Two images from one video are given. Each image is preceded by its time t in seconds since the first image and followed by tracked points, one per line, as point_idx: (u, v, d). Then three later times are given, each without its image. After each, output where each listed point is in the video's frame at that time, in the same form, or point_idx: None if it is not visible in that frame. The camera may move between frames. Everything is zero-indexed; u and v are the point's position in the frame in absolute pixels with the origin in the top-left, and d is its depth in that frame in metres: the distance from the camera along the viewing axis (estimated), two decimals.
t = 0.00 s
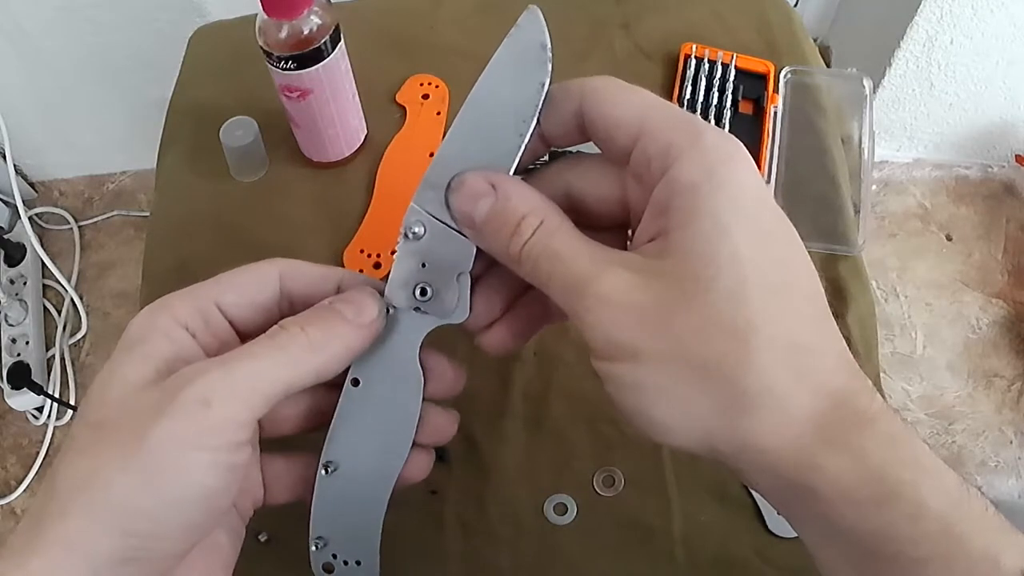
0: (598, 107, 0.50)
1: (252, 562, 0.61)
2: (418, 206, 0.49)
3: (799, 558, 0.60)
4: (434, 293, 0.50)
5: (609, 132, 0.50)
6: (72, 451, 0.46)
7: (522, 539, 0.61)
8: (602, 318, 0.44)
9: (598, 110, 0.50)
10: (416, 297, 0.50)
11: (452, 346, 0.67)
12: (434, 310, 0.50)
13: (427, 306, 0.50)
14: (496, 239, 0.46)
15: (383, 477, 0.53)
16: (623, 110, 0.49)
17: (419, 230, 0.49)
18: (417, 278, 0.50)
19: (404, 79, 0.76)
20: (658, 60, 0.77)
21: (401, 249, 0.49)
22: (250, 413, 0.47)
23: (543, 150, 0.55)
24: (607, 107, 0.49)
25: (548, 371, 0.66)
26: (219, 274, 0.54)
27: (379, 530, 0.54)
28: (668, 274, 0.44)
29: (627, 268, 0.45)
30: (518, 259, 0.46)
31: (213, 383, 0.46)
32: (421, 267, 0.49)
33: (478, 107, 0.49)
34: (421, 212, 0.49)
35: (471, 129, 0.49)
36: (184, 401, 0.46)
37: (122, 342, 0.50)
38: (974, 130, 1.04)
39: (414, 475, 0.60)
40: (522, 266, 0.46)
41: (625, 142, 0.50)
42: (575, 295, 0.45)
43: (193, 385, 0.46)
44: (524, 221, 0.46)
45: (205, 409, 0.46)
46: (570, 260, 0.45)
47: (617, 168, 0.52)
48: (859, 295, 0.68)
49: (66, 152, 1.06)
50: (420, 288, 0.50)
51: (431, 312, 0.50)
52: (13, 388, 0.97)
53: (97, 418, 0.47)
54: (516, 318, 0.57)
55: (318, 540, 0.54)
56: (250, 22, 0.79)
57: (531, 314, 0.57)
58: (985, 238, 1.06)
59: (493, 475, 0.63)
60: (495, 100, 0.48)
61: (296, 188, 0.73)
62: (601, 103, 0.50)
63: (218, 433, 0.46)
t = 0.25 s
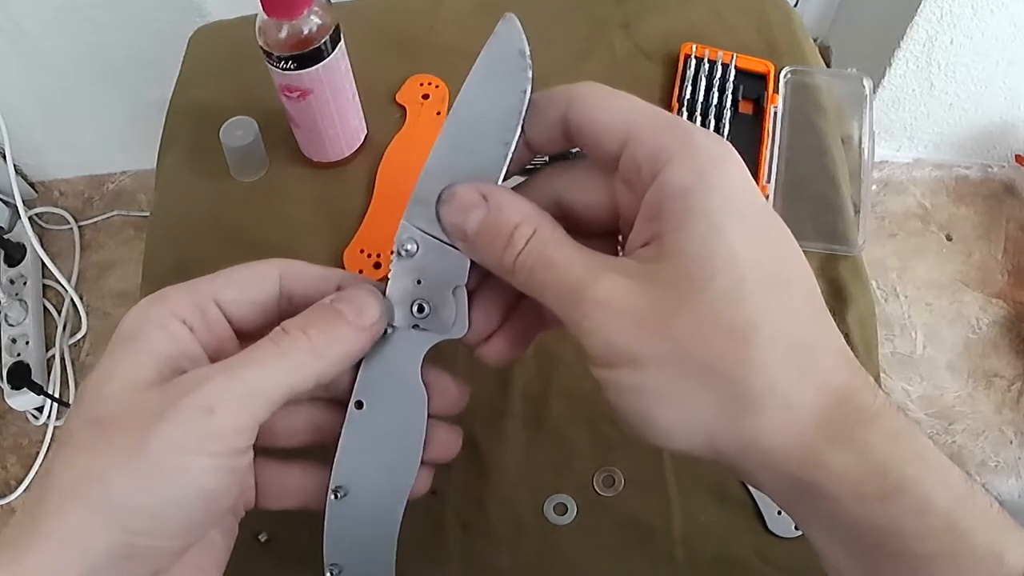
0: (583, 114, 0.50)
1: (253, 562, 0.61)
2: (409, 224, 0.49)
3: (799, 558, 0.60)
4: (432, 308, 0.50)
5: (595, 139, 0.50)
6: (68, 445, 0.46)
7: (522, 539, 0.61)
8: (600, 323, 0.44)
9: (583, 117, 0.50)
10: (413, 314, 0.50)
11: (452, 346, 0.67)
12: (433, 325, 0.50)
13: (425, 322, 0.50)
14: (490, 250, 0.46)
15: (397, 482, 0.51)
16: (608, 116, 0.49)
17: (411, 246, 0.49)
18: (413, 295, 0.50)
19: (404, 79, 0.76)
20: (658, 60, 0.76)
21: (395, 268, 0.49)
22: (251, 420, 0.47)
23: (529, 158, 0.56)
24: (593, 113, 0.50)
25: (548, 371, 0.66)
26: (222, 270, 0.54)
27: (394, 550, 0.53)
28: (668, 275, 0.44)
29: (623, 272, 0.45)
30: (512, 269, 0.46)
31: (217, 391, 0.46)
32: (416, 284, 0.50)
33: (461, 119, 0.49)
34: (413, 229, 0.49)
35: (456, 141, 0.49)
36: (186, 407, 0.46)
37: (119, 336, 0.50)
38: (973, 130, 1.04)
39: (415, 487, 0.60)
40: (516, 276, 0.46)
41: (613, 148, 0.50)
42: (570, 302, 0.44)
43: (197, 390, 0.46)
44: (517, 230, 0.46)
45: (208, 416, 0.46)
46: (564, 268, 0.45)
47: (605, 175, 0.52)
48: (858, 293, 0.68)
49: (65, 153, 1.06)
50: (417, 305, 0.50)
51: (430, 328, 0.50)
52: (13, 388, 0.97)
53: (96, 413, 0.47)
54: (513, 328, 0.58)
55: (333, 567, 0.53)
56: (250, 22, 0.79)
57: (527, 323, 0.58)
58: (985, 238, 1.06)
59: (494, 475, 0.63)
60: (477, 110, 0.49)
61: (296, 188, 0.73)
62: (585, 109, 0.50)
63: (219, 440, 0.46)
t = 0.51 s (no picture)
0: (563, 133, 0.51)
1: (252, 562, 0.61)
2: (399, 255, 0.49)
3: (799, 557, 0.60)
4: (429, 337, 0.49)
5: (577, 155, 0.51)
6: (63, 438, 0.46)
7: (522, 539, 0.61)
8: (596, 333, 0.44)
9: (563, 135, 0.51)
10: (410, 343, 0.49)
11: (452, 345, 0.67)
12: (432, 353, 0.49)
13: (424, 350, 0.49)
14: (480, 271, 0.47)
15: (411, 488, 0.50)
16: (588, 132, 0.51)
17: (403, 277, 0.49)
18: (409, 324, 0.49)
19: (404, 79, 0.76)
20: (658, 59, 0.76)
21: (389, 299, 0.50)
22: (249, 436, 0.47)
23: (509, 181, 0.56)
24: (572, 132, 0.51)
25: (548, 371, 0.66)
26: (231, 274, 0.54)
27: None
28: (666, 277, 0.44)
29: (618, 282, 0.45)
30: (504, 288, 0.47)
31: (217, 410, 0.46)
32: (411, 313, 0.49)
33: (440, 144, 0.50)
34: (405, 259, 0.49)
35: (437, 163, 0.50)
36: (187, 423, 0.46)
37: (122, 331, 0.50)
38: (973, 130, 1.04)
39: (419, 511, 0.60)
40: (508, 295, 0.47)
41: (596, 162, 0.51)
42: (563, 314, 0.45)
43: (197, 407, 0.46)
44: (506, 250, 0.46)
45: (207, 434, 0.46)
46: (555, 284, 0.45)
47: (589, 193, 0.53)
48: (858, 292, 0.68)
49: (65, 152, 1.06)
50: (414, 333, 0.49)
51: (429, 355, 0.49)
52: (13, 388, 0.97)
53: (94, 408, 0.47)
54: (512, 350, 0.57)
55: None
56: (250, 22, 0.79)
57: (525, 346, 0.57)
58: (985, 238, 1.06)
59: (493, 475, 0.63)
60: (454, 133, 0.50)
61: (296, 188, 0.73)
62: (565, 127, 0.51)
63: (216, 456, 0.47)
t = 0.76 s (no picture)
0: (553, 141, 0.51)
1: (252, 561, 0.61)
2: (393, 270, 0.50)
3: (798, 558, 0.60)
4: (427, 348, 0.50)
5: (568, 164, 0.51)
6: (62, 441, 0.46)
7: (521, 540, 0.61)
8: (592, 341, 0.44)
9: (553, 144, 0.51)
10: (409, 356, 0.50)
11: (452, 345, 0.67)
12: (431, 365, 0.50)
13: (423, 363, 0.50)
14: (476, 282, 0.47)
15: (421, 494, 0.50)
16: (577, 140, 0.50)
17: (398, 290, 0.49)
18: (407, 338, 0.50)
19: (403, 79, 0.76)
20: (658, 59, 0.76)
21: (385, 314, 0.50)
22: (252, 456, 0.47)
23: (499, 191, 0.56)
24: (563, 141, 0.51)
25: (548, 371, 0.66)
26: (236, 276, 0.54)
27: None
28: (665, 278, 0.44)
29: (613, 290, 0.45)
30: (500, 298, 0.47)
31: (219, 436, 0.46)
32: (409, 327, 0.50)
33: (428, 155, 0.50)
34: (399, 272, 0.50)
35: (426, 174, 0.50)
36: (191, 446, 0.46)
37: (123, 327, 0.50)
38: (973, 130, 1.04)
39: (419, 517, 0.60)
40: (504, 305, 0.47)
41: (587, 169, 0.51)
42: (558, 321, 0.45)
43: (202, 432, 0.46)
44: (501, 260, 0.47)
45: (211, 458, 0.46)
46: (551, 293, 0.45)
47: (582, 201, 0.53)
48: (858, 293, 0.68)
49: (65, 152, 1.06)
50: (412, 346, 0.50)
51: (428, 367, 0.50)
52: (13, 388, 0.97)
53: (94, 416, 0.47)
54: (509, 355, 0.57)
55: None
56: (250, 22, 0.79)
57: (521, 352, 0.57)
58: (985, 238, 1.06)
59: (493, 475, 0.63)
60: (442, 143, 0.50)
61: (296, 188, 0.73)
62: (554, 135, 0.51)
63: (219, 475, 0.47)
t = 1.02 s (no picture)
0: (535, 163, 0.52)
1: (252, 561, 0.61)
2: (373, 262, 0.52)
3: (798, 557, 0.60)
4: (410, 334, 0.51)
5: (551, 184, 0.52)
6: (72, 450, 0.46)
7: (522, 540, 0.61)
8: (589, 361, 0.43)
9: (536, 165, 0.52)
10: (394, 345, 0.51)
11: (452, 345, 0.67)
12: (416, 351, 0.51)
13: (408, 349, 0.51)
14: (456, 314, 0.47)
15: (417, 495, 0.51)
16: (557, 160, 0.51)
17: (377, 280, 0.51)
18: (390, 327, 0.51)
19: (403, 79, 0.76)
20: (658, 59, 0.76)
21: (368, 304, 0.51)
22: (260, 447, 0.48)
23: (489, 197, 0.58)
24: (544, 161, 0.51)
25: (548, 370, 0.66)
26: (227, 273, 0.54)
27: None
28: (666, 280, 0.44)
29: (601, 311, 0.44)
30: (481, 330, 0.46)
31: (228, 429, 0.46)
32: (391, 316, 0.51)
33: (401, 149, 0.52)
34: (379, 263, 0.52)
35: (399, 167, 0.52)
36: (203, 442, 0.46)
37: (124, 330, 0.50)
38: (973, 130, 1.04)
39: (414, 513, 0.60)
40: (482, 334, 0.46)
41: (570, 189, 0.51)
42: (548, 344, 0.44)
43: (212, 427, 0.46)
44: (479, 289, 0.47)
45: (224, 452, 0.46)
46: (534, 317, 0.45)
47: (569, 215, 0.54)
48: (858, 293, 0.68)
49: (65, 152, 1.06)
50: (396, 336, 0.51)
51: (413, 353, 0.51)
52: (13, 388, 0.97)
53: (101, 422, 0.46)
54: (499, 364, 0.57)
55: None
56: (250, 22, 0.79)
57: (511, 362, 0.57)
58: (985, 238, 1.06)
59: (493, 475, 0.63)
60: (416, 133, 0.53)
61: (296, 188, 0.73)
62: (534, 156, 0.52)
63: (231, 468, 0.47)
